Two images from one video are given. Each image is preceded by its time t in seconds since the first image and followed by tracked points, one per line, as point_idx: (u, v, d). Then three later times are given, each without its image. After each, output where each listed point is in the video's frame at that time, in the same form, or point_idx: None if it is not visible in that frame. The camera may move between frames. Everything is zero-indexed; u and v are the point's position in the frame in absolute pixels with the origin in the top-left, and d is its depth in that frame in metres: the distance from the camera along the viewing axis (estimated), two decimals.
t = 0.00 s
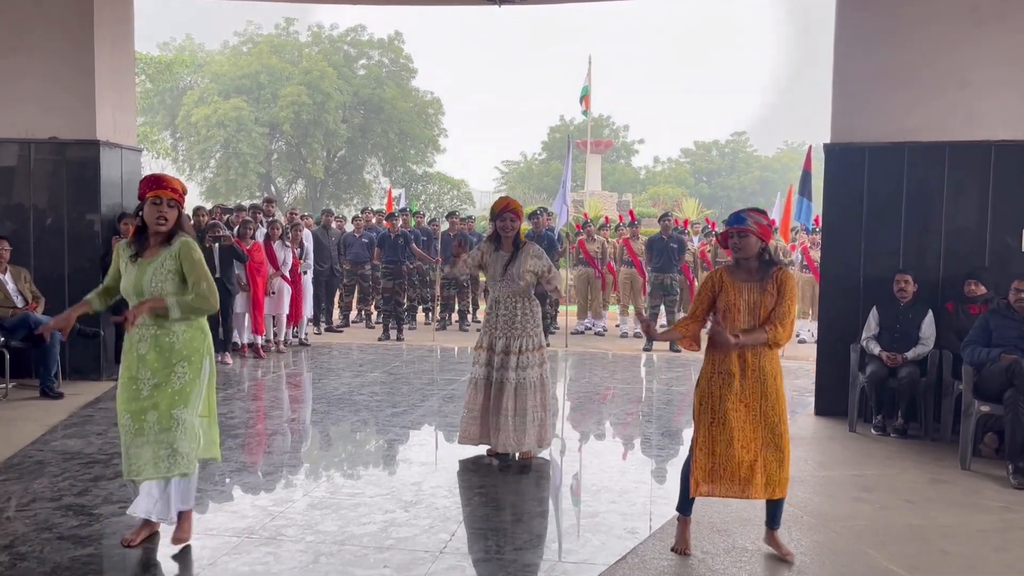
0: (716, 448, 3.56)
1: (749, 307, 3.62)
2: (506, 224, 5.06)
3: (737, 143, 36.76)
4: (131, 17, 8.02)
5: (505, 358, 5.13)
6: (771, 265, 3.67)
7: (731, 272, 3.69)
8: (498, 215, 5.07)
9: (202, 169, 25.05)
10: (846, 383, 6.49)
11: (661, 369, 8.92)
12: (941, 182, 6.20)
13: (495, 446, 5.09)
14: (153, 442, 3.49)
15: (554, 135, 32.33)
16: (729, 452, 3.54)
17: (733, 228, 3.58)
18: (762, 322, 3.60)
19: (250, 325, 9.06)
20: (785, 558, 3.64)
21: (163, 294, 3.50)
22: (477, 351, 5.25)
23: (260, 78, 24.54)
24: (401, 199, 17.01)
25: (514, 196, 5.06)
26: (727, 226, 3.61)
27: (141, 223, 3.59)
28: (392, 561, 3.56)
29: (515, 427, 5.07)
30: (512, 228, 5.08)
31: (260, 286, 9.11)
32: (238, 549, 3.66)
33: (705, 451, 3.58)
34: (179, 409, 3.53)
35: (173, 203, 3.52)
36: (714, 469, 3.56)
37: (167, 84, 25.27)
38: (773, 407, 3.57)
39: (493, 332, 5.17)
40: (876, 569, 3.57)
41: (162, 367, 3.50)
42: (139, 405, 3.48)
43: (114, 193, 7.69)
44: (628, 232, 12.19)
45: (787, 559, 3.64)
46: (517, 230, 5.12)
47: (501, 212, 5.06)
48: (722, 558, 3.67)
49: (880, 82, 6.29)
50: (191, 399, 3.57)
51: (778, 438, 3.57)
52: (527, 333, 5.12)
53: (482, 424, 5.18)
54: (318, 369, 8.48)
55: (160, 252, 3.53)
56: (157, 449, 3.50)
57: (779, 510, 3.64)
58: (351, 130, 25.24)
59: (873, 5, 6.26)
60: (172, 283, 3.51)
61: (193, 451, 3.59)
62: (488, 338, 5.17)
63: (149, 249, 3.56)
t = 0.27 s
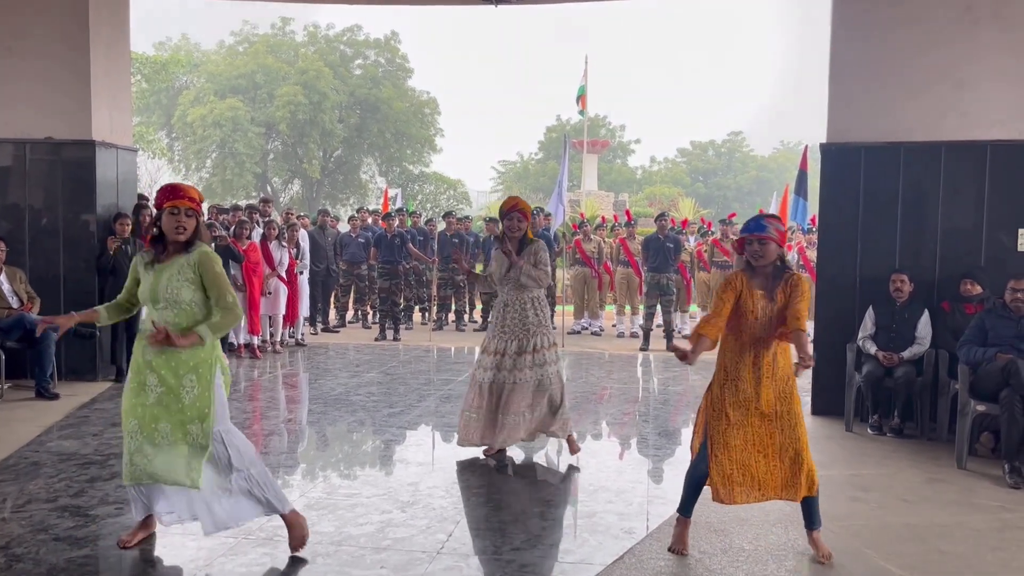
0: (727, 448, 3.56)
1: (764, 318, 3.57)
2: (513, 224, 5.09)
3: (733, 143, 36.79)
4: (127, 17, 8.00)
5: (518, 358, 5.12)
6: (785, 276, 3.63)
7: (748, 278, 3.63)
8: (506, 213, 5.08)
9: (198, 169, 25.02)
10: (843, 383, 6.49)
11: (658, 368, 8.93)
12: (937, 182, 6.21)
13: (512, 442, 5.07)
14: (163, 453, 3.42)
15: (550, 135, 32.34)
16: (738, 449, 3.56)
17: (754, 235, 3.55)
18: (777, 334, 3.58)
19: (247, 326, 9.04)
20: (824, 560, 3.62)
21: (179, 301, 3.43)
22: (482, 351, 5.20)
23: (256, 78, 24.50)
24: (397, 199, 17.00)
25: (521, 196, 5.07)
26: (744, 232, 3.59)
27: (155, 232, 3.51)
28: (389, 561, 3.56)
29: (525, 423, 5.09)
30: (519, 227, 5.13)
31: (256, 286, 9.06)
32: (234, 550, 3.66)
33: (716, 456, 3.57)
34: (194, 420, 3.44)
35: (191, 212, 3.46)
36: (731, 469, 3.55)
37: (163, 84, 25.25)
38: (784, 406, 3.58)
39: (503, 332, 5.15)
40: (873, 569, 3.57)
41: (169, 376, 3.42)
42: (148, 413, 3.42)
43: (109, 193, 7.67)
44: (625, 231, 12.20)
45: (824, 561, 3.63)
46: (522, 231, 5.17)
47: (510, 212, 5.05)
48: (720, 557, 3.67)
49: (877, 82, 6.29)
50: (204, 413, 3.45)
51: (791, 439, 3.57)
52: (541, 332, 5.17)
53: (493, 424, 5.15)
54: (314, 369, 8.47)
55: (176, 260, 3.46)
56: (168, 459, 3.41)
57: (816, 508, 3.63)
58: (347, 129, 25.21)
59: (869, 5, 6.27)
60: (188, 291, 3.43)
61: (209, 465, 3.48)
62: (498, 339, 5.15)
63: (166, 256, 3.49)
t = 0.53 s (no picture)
0: (755, 435, 3.63)
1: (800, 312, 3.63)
2: (539, 238, 5.05)
3: (729, 143, 36.81)
4: (122, 16, 7.98)
5: (540, 369, 5.07)
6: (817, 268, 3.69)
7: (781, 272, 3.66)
8: (532, 228, 5.05)
9: (194, 169, 24.98)
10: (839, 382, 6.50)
11: (655, 368, 8.93)
12: (933, 181, 6.22)
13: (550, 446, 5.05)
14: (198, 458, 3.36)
15: (546, 135, 32.34)
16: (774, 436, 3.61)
17: (784, 228, 3.60)
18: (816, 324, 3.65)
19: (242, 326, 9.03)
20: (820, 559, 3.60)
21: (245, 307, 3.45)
22: (506, 360, 5.18)
23: (251, 77, 24.46)
24: (393, 199, 16.98)
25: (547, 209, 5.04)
26: (775, 226, 3.64)
27: (196, 243, 3.50)
28: (386, 561, 3.55)
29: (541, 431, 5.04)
30: (546, 240, 5.07)
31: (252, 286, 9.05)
32: (231, 550, 3.65)
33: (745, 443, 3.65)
34: (234, 424, 3.39)
35: (232, 219, 3.46)
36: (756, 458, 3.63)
37: (158, 84, 25.20)
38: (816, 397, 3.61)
39: (526, 343, 5.09)
40: (870, 567, 3.58)
41: (225, 373, 3.44)
42: (198, 418, 3.38)
43: (104, 193, 7.65)
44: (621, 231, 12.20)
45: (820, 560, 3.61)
46: (550, 243, 5.10)
47: (536, 225, 5.03)
48: (717, 556, 3.67)
49: (872, 81, 6.30)
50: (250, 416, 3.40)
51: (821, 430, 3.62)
52: (566, 344, 5.05)
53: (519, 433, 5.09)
54: (311, 369, 8.47)
55: (229, 270, 3.46)
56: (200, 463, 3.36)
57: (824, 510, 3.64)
58: (343, 129, 25.16)
59: (865, 5, 6.28)
60: (248, 294, 3.47)
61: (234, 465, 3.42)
62: (521, 350, 5.10)
63: (215, 267, 3.47)
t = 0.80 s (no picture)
0: (768, 442, 3.65)
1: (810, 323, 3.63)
2: (561, 223, 5.02)
3: (724, 143, 36.86)
4: (116, 17, 7.97)
5: (574, 358, 5.03)
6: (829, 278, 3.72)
7: (790, 279, 3.71)
8: (552, 215, 5.04)
9: (189, 170, 24.95)
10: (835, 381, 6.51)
11: (651, 367, 8.95)
12: (927, 180, 6.24)
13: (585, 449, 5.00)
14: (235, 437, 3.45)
15: (542, 135, 32.37)
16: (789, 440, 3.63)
17: (805, 230, 3.62)
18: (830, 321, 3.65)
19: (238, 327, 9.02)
20: (822, 557, 3.64)
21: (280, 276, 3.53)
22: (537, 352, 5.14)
23: (247, 78, 24.43)
24: (389, 199, 16.98)
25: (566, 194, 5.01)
26: (794, 229, 3.65)
27: (227, 213, 3.56)
28: (382, 562, 3.55)
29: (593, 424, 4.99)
30: (567, 225, 5.06)
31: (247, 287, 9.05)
32: (228, 551, 3.65)
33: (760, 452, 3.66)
34: (265, 401, 3.47)
35: (258, 184, 3.49)
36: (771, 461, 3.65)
37: (153, 85, 25.14)
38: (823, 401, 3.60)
39: (557, 332, 5.08)
40: (866, 566, 3.59)
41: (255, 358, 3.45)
42: (235, 396, 3.45)
43: (100, 194, 7.64)
44: (617, 231, 12.21)
45: (821, 559, 3.65)
46: (571, 231, 5.10)
47: (557, 211, 5.01)
48: (714, 556, 3.68)
49: (867, 81, 6.31)
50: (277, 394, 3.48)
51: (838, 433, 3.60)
52: (596, 331, 5.05)
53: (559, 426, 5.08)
54: (307, 370, 8.46)
55: (264, 238, 3.55)
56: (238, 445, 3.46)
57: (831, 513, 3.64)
58: (338, 130, 25.15)
59: (859, 5, 6.29)
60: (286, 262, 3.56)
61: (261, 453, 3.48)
62: (552, 339, 5.07)
63: (248, 234, 3.54)
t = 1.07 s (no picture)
0: (735, 441, 3.64)
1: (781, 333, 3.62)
2: (564, 222, 5.01)
3: (720, 142, 36.89)
4: (111, 18, 7.96)
5: (582, 357, 5.03)
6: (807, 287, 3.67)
7: (767, 291, 3.65)
8: (555, 214, 5.02)
9: (185, 171, 24.93)
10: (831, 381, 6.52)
11: (647, 367, 8.95)
12: (922, 180, 6.25)
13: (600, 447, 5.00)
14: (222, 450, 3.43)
15: (538, 135, 32.38)
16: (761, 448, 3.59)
17: (781, 242, 3.57)
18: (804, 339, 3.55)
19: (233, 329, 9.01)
20: (817, 556, 3.63)
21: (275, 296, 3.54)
22: (539, 349, 5.17)
23: (242, 79, 24.40)
24: (385, 200, 16.97)
25: (568, 193, 5.02)
26: (771, 240, 3.61)
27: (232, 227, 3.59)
28: (378, 563, 3.55)
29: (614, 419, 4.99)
30: (571, 224, 5.03)
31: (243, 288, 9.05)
32: (222, 553, 3.64)
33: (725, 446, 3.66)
34: (261, 419, 3.44)
35: (259, 200, 3.50)
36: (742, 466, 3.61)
37: (148, 86, 25.11)
38: (798, 412, 3.56)
39: (560, 331, 5.08)
40: (861, 565, 3.59)
41: (254, 376, 3.46)
42: (225, 410, 3.45)
43: (95, 196, 7.63)
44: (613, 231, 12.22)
45: (816, 558, 3.64)
46: (576, 227, 5.07)
47: (559, 211, 5.02)
48: (710, 556, 3.69)
49: (862, 80, 6.32)
50: (273, 413, 3.45)
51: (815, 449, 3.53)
52: (600, 330, 5.06)
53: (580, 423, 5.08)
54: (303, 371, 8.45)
55: (269, 255, 3.59)
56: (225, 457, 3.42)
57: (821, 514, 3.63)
58: (334, 130, 25.13)
59: (854, 5, 6.30)
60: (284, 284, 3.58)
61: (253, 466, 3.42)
62: (555, 337, 5.09)
63: (253, 248, 3.58)
